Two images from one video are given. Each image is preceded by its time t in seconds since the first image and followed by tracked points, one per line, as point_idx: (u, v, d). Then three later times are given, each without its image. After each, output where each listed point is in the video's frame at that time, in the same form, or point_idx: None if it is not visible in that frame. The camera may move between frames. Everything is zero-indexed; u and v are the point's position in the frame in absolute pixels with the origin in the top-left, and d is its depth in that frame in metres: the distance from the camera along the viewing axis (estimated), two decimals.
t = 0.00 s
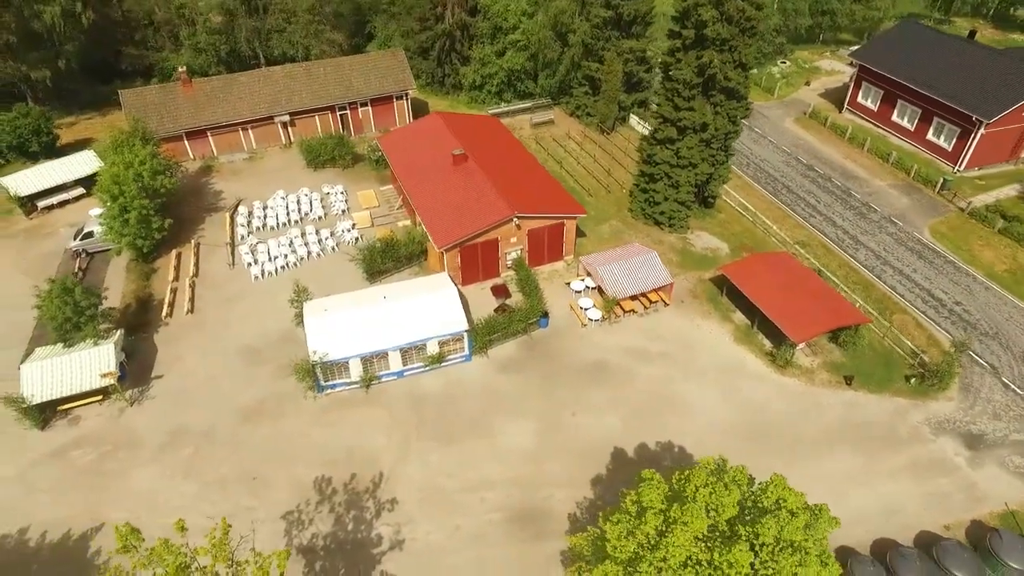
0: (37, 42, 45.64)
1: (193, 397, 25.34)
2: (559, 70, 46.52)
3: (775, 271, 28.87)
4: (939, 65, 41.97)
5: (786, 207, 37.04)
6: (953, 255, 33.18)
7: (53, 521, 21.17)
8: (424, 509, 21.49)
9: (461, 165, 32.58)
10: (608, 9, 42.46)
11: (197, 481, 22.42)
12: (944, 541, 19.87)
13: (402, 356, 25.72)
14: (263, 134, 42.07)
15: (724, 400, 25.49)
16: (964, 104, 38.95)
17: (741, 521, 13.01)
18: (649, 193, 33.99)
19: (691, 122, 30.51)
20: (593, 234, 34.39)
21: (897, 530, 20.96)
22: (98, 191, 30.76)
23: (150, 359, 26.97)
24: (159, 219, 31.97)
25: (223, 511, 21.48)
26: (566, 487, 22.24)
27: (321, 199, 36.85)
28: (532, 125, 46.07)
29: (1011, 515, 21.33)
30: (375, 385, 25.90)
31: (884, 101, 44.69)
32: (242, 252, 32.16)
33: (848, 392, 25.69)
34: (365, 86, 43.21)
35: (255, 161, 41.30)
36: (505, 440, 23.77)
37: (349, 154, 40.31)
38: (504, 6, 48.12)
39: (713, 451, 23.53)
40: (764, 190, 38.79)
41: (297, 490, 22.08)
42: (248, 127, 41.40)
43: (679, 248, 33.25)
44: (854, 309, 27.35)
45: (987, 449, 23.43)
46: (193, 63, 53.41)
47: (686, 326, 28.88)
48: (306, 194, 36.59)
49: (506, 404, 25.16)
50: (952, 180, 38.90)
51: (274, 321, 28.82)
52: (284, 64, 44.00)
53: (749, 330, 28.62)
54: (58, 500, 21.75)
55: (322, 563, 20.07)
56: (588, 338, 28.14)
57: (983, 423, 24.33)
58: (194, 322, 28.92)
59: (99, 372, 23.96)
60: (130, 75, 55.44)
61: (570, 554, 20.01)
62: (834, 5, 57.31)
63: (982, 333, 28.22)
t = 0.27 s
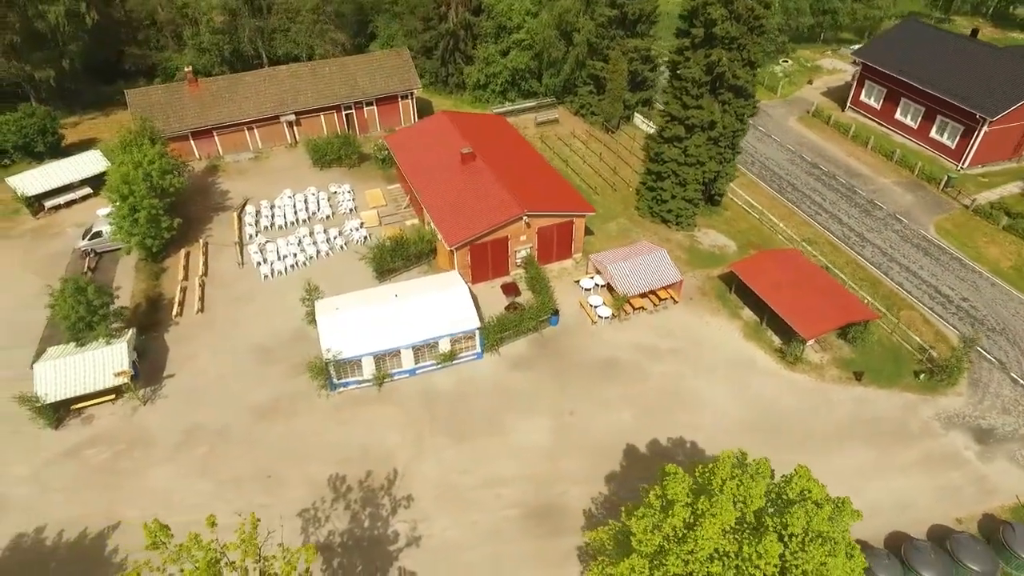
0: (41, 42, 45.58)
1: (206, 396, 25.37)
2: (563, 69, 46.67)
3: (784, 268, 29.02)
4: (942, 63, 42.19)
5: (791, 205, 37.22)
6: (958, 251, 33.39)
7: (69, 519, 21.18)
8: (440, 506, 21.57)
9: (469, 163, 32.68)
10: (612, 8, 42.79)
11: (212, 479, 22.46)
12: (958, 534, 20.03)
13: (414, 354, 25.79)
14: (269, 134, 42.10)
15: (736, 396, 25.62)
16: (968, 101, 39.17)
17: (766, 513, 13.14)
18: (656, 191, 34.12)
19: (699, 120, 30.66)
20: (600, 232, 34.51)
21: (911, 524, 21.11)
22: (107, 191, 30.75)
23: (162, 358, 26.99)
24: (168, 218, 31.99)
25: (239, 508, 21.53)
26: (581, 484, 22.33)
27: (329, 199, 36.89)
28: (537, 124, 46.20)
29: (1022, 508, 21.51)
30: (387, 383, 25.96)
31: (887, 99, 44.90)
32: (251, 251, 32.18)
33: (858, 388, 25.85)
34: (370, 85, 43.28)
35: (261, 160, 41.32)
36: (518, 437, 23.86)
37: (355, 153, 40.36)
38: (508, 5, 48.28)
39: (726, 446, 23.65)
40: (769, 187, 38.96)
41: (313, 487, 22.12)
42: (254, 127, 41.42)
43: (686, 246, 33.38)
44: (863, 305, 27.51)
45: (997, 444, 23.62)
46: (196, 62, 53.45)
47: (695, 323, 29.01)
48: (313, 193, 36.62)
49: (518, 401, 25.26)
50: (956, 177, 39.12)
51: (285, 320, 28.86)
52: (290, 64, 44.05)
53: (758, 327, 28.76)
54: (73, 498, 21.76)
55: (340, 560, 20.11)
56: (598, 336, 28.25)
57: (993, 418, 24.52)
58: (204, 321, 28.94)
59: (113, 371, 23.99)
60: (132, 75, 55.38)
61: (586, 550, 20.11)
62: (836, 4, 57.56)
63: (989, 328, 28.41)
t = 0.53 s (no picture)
0: (40, 43, 45.35)
1: (218, 395, 25.34)
2: (565, 68, 46.82)
3: (791, 263, 29.25)
4: (940, 60, 42.59)
5: (795, 202, 37.47)
6: (961, 246, 33.72)
7: (86, 520, 21.13)
8: (457, 502, 21.64)
9: (476, 162, 32.74)
10: (614, 6, 42.85)
11: (227, 478, 22.44)
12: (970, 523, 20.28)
13: (426, 352, 25.85)
14: (272, 134, 42.03)
15: (746, 390, 25.81)
16: (967, 98, 39.56)
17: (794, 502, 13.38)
18: (662, 188, 34.32)
19: (705, 117, 30.86)
20: (606, 229, 34.66)
21: (923, 514, 21.33)
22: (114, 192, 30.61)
23: (172, 359, 26.93)
24: (175, 219, 31.92)
25: (256, 508, 21.54)
26: (596, 479, 22.45)
27: (334, 198, 36.87)
28: (539, 123, 46.32)
29: None
30: (399, 381, 26.01)
31: (887, 96, 45.26)
32: (258, 251, 32.16)
33: (867, 381, 26.09)
34: (373, 85, 43.27)
35: (264, 160, 41.26)
36: (533, 434, 23.95)
37: (359, 153, 40.36)
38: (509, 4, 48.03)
39: (738, 440, 23.83)
40: (772, 184, 39.21)
41: (329, 486, 22.14)
42: (257, 127, 41.35)
43: (692, 243, 33.57)
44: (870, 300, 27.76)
45: (1005, 435, 23.90)
46: (196, 63, 53.26)
47: (704, 319, 29.20)
48: (319, 193, 36.59)
49: (531, 398, 25.36)
50: (956, 173, 39.49)
51: (295, 319, 28.84)
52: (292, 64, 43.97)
53: (766, 322, 28.97)
54: (89, 499, 21.70)
55: (359, 557, 20.15)
56: (608, 332, 28.39)
57: (1000, 409, 24.80)
58: (214, 321, 28.90)
59: (126, 371, 23.95)
60: (131, 76, 55.16)
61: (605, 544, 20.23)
62: (833, 3, 57.98)
63: (994, 321, 28.73)
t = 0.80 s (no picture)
0: (36, 45, 45.01)
1: (229, 396, 25.30)
2: (564, 67, 47.01)
3: (796, 258, 29.53)
4: (936, 57, 43.08)
5: (796, 198, 37.81)
6: (961, 240, 34.16)
7: (101, 522, 21.04)
8: (473, 499, 21.74)
9: (481, 161, 32.83)
10: (614, 5, 42.87)
11: (242, 479, 22.42)
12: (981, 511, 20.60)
13: (437, 350, 25.91)
14: (273, 135, 41.93)
15: (755, 384, 26.04)
16: (963, 94, 40.04)
17: (819, 489, 13.63)
18: (665, 185, 34.59)
19: (709, 115, 31.13)
20: (611, 227, 34.84)
21: (934, 504, 21.62)
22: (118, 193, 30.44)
23: (181, 360, 26.82)
24: (179, 220, 31.80)
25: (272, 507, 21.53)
26: (610, 474, 22.60)
27: (337, 198, 36.84)
28: (540, 122, 46.47)
29: None
30: (411, 380, 26.08)
31: (883, 93, 45.71)
32: (264, 252, 32.09)
33: (873, 374, 26.41)
34: (373, 85, 43.25)
35: (266, 161, 41.15)
36: (545, 430, 24.08)
37: (361, 153, 40.36)
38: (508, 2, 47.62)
39: (749, 434, 24.05)
40: (773, 181, 39.54)
41: (344, 484, 22.15)
42: (258, 128, 41.24)
43: (696, 240, 33.81)
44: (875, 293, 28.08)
45: (1010, 425, 24.26)
46: (193, 64, 53.04)
47: (710, 315, 29.43)
48: (322, 193, 36.55)
49: (542, 395, 25.47)
50: (954, 168, 39.97)
51: (303, 319, 28.83)
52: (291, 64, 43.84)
53: (772, 317, 29.23)
54: (102, 502, 21.61)
55: (377, 555, 20.19)
56: (616, 329, 28.55)
57: (1005, 400, 25.18)
58: (221, 322, 28.80)
59: (137, 373, 23.86)
60: (127, 77, 54.83)
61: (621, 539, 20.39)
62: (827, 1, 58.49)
63: (996, 314, 29.14)
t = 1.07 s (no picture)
0: (33, 47, 44.71)
1: (240, 398, 25.29)
2: (564, 66, 47.13)
3: (800, 254, 29.79)
4: (933, 54, 43.52)
5: (797, 194, 38.12)
6: (961, 235, 34.57)
7: (116, 524, 21.02)
8: (488, 496, 21.84)
9: (486, 160, 32.92)
10: (615, 4, 42.62)
11: (256, 479, 22.43)
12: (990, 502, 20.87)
13: (448, 349, 25.98)
14: (275, 135, 41.86)
15: (764, 379, 26.27)
16: (961, 90, 40.48)
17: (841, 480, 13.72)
18: (669, 183, 34.79)
19: (713, 112, 31.34)
20: (615, 225, 35.01)
21: (943, 494, 21.90)
22: (123, 195, 30.39)
23: (190, 362, 26.78)
24: (184, 221, 31.72)
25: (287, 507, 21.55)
26: (623, 469, 22.75)
27: (341, 198, 36.82)
28: (540, 121, 46.62)
29: None
30: (421, 379, 26.14)
31: (881, 90, 46.14)
32: (270, 253, 32.05)
33: (879, 368, 26.71)
34: (374, 85, 43.23)
35: (267, 162, 41.07)
36: (557, 427, 24.21)
37: (363, 153, 40.36)
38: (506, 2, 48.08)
39: (759, 428, 24.28)
40: (774, 178, 39.83)
41: (359, 483, 22.21)
42: (260, 129, 41.14)
43: (700, 237, 34.03)
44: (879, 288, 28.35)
45: (1016, 416, 24.60)
46: (191, 65, 52.85)
47: (716, 311, 29.66)
48: (326, 194, 36.52)
49: (553, 392, 25.59)
50: (952, 164, 40.41)
51: (311, 320, 28.83)
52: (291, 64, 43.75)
53: (778, 312, 29.48)
54: (117, 504, 21.58)
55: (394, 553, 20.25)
56: (624, 326, 28.70)
57: (1010, 392, 25.51)
58: (229, 324, 28.76)
59: (147, 375, 23.81)
60: (124, 79, 54.54)
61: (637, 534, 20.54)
62: None
63: (998, 307, 29.51)
